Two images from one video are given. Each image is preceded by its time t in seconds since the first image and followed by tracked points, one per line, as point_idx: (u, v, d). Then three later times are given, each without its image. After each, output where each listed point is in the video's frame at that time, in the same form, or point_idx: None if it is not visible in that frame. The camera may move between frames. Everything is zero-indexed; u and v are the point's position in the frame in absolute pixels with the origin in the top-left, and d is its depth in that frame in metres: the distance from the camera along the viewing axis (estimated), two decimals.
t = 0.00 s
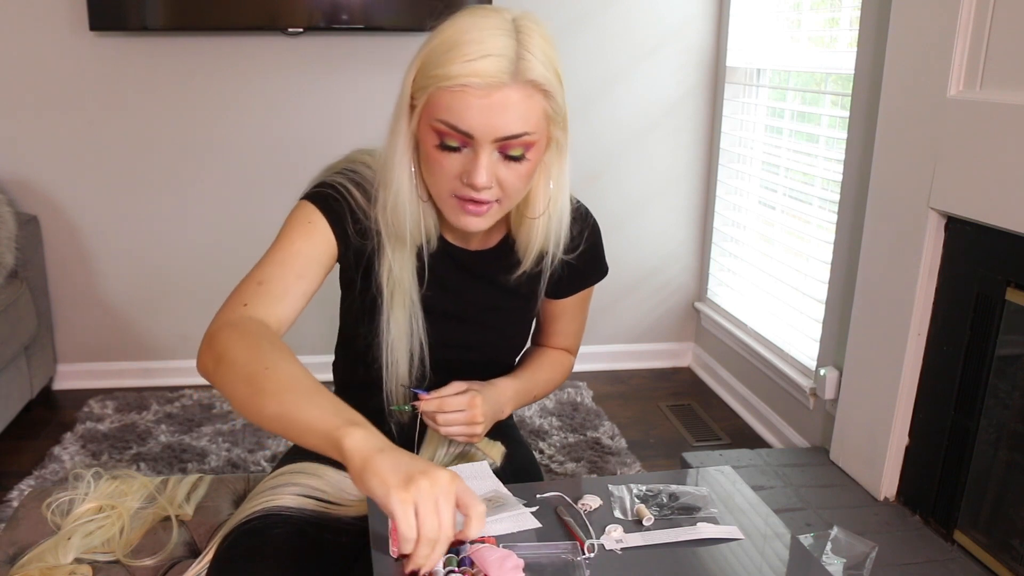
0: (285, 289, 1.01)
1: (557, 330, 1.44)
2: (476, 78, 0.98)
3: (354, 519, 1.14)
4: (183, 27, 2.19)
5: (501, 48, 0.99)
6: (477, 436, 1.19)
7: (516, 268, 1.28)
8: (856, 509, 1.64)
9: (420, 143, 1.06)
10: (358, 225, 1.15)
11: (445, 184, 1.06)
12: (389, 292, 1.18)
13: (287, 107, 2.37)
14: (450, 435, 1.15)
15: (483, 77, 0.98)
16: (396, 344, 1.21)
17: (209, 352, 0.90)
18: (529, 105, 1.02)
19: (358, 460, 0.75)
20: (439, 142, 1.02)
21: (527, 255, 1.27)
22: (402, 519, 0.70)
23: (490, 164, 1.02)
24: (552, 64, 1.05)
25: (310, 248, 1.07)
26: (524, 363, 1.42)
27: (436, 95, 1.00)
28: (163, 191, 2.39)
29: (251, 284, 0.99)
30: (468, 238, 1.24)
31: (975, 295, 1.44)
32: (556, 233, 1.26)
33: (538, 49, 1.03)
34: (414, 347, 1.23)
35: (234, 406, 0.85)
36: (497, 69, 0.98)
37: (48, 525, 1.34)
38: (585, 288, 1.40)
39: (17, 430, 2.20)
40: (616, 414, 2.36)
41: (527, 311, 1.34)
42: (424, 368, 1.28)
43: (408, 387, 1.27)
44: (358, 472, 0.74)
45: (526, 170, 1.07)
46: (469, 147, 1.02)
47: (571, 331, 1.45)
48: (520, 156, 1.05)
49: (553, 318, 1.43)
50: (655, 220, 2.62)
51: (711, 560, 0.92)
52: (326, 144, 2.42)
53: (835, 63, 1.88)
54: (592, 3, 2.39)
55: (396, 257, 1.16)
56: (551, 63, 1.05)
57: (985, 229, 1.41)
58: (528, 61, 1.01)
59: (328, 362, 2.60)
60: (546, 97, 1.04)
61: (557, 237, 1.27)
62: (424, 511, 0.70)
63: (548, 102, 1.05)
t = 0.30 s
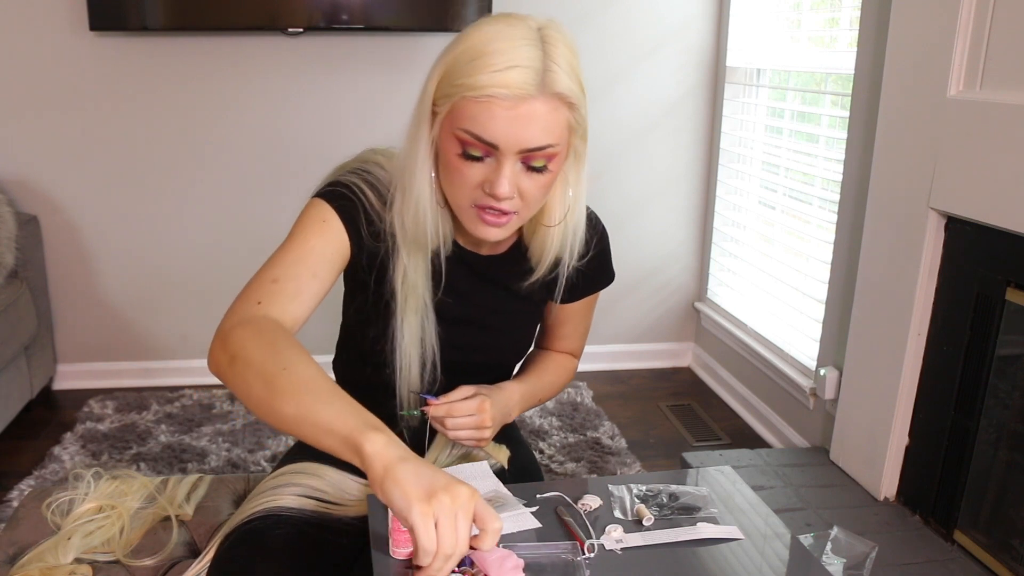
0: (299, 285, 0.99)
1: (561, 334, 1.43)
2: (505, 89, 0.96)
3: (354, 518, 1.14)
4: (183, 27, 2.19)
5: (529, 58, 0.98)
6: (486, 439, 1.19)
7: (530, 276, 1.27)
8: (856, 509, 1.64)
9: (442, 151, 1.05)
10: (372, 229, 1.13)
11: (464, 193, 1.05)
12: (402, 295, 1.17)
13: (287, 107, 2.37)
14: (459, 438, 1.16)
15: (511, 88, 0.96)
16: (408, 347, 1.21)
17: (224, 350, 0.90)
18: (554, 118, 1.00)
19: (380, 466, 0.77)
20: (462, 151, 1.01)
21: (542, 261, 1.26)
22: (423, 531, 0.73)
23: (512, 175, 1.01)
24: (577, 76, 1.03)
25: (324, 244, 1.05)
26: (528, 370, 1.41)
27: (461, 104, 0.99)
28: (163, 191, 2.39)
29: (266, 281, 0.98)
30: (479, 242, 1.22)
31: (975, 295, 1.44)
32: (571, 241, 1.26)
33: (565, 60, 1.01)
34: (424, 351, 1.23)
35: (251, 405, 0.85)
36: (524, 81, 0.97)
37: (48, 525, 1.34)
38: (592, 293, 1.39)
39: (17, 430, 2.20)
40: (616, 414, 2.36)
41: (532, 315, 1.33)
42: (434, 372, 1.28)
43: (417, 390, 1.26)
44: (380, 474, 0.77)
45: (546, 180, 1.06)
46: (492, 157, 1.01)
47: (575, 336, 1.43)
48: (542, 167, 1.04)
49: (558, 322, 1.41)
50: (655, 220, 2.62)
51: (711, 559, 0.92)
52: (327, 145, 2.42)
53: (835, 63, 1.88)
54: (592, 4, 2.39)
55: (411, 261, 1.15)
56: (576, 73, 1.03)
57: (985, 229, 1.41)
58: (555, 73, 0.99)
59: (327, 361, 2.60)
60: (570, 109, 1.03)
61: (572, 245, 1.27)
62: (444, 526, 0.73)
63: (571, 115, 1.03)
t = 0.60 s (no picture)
0: (307, 285, 0.98)
1: (563, 335, 1.43)
2: (518, 93, 0.96)
3: (354, 518, 1.14)
4: (183, 27, 2.19)
5: (541, 61, 0.98)
6: (493, 442, 1.19)
7: (540, 278, 1.28)
8: (856, 509, 1.64)
9: (453, 155, 1.04)
10: (382, 231, 1.13)
11: (476, 196, 1.04)
12: (411, 298, 1.17)
13: (287, 107, 2.37)
14: (467, 443, 1.16)
15: (525, 91, 0.96)
16: (416, 350, 1.21)
17: (235, 350, 0.89)
18: (567, 121, 1.00)
19: (402, 467, 0.78)
20: (474, 154, 1.01)
21: (553, 263, 1.26)
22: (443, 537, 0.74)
23: (525, 178, 1.01)
24: (589, 78, 1.03)
25: (333, 245, 1.04)
26: (532, 371, 1.41)
27: (473, 107, 0.98)
28: (162, 191, 2.39)
29: (274, 280, 0.97)
30: (487, 245, 1.22)
31: (975, 295, 1.44)
32: (583, 243, 1.27)
33: (576, 62, 1.01)
34: (432, 353, 1.23)
35: (264, 406, 0.85)
36: (537, 84, 0.97)
37: (48, 525, 1.34)
38: (596, 295, 1.39)
39: (17, 430, 2.20)
40: (616, 414, 2.36)
41: (537, 317, 1.33)
42: (442, 374, 1.28)
43: (425, 392, 1.26)
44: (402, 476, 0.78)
45: (558, 183, 1.06)
46: (505, 161, 1.00)
47: (578, 336, 1.43)
48: (554, 170, 1.04)
49: (560, 323, 1.41)
50: (656, 220, 2.62)
51: (711, 559, 0.92)
52: (326, 145, 2.42)
53: (835, 63, 1.88)
54: (592, 4, 2.40)
55: (420, 263, 1.15)
56: (587, 76, 1.03)
57: (985, 229, 1.41)
58: (567, 76, 0.99)
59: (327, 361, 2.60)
60: (582, 113, 1.03)
61: (584, 246, 1.27)
62: (464, 531, 0.75)
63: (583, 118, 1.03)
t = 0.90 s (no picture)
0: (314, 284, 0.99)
1: (566, 337, 1.43)
2: (526, 98, 0.96)
3: (354, 518, 1.14)
4: (183, 27, 2.19)
5: (549, 66, 0.98)
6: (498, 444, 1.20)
7: (547, 281, 1.28)
8: (856, 509, 1.64)
9: (460, 159, 1.05)
10: (388, 233, 1.13)
11: (483, 201, 1.05)
12: (418, 301, 1.17)
13: (287, 107, 2.37)
14: (472, 445, 1.16)
15: (533, 97, 0.97)
16: (422, 352, 1.21)
17: (242, 348, 0.88)
18: (575, 126, 1.00)
19: (412, 472, 0.78)
20: (481, 159, 1.01)
21: (560, 266, 1.27)
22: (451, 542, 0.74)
23: (532, 183, 1.01)
24: (596, 83, 1.03)
25: (341, 244, 1.05)
26: (535, 372, 1.42)
27: (481, 112, 0.99)
28: (163, 191, 2.39)
29: (282, 278, 0.97)
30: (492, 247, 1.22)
31: (974, 295, 1.44)
32: (589, 245, 1.27)
33: (584, 68, 1.02)
34: (437, 355, 1.23)
35: (271, 405, 0.84)
36: (545, 90, 0.97)
37: (49, 525, 1.34)
38: (599, 297, 1.39)
39: (17, 430, 2.20)
40: (616, 414, 2.37)
41: (540, 318, 1.33)
42: (447, 377, 1.28)
43: (430, 395, 1.26)
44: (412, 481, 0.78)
45: (565, 188, 1.06)
46: (512, 166, 1.01)
47: (581, 337, 1.43)
48: (561, 175, 1.04)
49: (563, 325, 1.41)
50: (656, 220, 2.62)
51: (711, 559, 0.92)
52: (326, 145, 2.42)
53: (835, 63, 1.88)
54: (592, 4, 2.40)
55: (427, 266, 1.15)
56: (595, 81, 1.03)
57: (984, 229, 1.41)
58: (575, 81, 0.99)
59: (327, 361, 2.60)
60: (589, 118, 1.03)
61: (590, 249, 1.28)
62: (471, 539, 0.75)
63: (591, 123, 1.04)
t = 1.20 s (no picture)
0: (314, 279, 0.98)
1: (567, 336, 1.43)
2: (520, 101, 0.96)
3: (354, 518, 1.14)
4: (183, 27, 2.19)
5: (546, 69, 0.98)
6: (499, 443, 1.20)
7: (546, 279, 1.28)
8: (856, 509, 1.64)
9: (457, 158, 1.05)
10: (391, 231, 1.13)
11: (479, 200, 1.05)
12: (420, 298, 1.18)
13: (287, 107, 2.37)
14: (473, 445, 1.16)
15: (527, 99, 0.96)
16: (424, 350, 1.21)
17: (242, 340, 0.88)
18: (570, 129, 1.00)
19: (414, 464, 0.78)
20: (476, 159, 1.02)
21: (559, 264, 1.27)
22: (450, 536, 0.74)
23: (526, 185, 1.02)
24: (593, 86, 1.03)
25: (341, 241, 1.04)
26: (537, 372, 1.42)
27: (477, 113, 0.99)
28: (162, 191, 2.39)
29: (283, 272, 0.97)
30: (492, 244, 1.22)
31: (974, 295, 1.44)
32: (589, 244, 1.27)
33: (581, 70, 1.01)
34: (439, 352, 1.23)
35: (271, 397, 0.84)
36: (539, 93, 0.97)
37: (49, 525, 1.34)
38: (599, 296, 1.39)
39: (17, 430, 2.20)
40: (616, 414, 2.37)
41: (541, 317, 1.33)
42: (449, 374, 1.28)
43: (431, 393, 1.27)
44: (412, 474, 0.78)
45: (560, 189, 1.06)
46: (506, 167, 1.01)
47: (583, 336, 1.43)
48: (556, 177, 1.04)
49: (564, 325, 1.41)
50: (656, 220, 2.62)
51: (711, 559, 0.92)
52: (326, 145, 2.42)
53: (835, 64, 1.88)
54: (592, 4, 2.40)
55: (429, 263, 1.15)
56: (592, 83, 1.03)
57: (984, 229, 1.41)
58: (571, 84, 0.99)
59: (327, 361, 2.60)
60: (585, 121, 1.02)
61: (590, 247, 1.27)
62: (469, 530, 0.74)
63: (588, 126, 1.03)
